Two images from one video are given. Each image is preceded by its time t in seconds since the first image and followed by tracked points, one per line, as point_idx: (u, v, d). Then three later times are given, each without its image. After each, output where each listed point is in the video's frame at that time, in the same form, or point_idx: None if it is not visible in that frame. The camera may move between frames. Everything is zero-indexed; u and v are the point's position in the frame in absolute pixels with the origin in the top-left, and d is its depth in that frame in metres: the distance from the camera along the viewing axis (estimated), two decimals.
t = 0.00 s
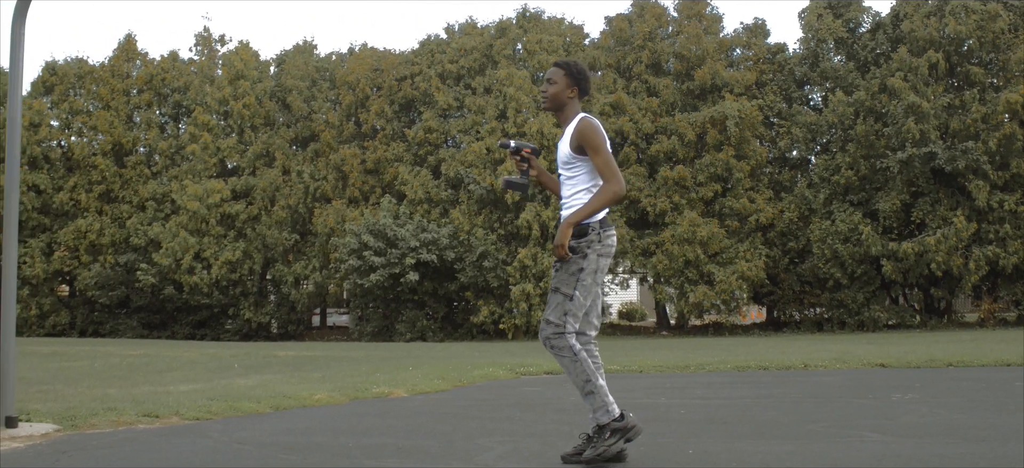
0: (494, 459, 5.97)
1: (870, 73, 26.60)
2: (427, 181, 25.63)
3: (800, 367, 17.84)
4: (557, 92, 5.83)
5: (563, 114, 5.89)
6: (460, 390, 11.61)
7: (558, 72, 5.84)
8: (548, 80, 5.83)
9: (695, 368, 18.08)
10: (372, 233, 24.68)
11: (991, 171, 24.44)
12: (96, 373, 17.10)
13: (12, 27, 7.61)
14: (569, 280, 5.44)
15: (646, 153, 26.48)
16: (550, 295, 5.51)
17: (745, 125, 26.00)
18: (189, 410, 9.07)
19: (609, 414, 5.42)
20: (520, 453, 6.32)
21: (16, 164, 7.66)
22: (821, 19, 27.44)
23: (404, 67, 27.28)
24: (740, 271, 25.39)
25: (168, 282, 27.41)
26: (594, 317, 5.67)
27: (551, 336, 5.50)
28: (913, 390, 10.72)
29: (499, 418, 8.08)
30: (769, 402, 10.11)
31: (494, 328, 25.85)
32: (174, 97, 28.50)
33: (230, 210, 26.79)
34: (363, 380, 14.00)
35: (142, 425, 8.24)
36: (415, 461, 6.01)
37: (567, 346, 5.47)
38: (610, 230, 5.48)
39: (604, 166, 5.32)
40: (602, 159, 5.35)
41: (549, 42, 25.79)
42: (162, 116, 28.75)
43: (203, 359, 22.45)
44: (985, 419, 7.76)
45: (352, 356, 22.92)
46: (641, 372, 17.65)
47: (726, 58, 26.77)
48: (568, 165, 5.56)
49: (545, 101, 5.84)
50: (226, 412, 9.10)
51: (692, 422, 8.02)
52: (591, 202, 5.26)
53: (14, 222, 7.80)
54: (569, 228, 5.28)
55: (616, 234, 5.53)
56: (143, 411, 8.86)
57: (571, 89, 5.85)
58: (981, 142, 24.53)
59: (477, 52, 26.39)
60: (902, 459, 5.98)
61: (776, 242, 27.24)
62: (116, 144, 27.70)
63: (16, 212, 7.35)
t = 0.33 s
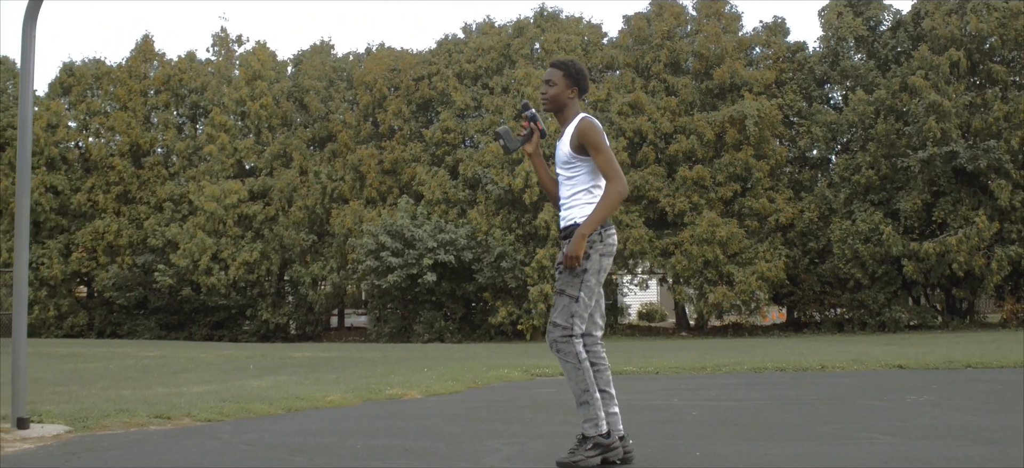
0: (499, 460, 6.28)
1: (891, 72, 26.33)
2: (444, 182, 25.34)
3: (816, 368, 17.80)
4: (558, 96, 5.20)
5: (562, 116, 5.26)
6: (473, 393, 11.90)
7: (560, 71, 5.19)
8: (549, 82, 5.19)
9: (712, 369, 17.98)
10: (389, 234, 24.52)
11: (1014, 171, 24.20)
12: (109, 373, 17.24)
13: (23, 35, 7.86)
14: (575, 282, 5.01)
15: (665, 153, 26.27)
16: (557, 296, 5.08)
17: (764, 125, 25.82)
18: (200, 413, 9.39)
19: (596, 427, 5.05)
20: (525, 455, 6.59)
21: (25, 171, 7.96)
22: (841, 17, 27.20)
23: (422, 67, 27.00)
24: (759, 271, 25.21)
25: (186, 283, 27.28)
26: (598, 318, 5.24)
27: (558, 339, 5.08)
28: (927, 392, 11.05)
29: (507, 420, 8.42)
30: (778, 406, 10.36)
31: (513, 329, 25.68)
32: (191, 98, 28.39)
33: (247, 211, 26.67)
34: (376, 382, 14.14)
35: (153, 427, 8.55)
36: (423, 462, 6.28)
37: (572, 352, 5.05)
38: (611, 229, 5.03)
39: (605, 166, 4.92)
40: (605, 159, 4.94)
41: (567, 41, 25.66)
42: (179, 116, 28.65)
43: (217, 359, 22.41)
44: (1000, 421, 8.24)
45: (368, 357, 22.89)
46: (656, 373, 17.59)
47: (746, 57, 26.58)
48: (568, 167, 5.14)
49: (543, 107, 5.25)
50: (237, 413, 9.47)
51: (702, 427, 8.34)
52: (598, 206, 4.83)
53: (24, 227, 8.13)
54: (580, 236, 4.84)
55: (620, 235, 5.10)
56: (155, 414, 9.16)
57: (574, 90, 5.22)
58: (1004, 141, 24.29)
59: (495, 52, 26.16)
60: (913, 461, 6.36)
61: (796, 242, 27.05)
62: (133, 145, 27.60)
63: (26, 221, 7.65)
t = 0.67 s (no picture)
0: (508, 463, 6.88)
1: (918, 70, 25.91)
2: (468, 182, 25.12)
3: (840, 371, 17.50)
4: (567, 100, 4.79)
5: (568, 120, 4.86)
6: (492, 395, 12.07)
7: (572, 73, 4.78)
8: (560, 83, 4.76)
9: (735, 371, 17.74)
10: (412, 235, 24.33)
11: None
12: (128, 374, 17.32)
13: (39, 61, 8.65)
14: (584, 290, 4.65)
15: (690, 153, 26.03)
16: (565, 306, 4.70)
17: (790, 124, 25.51)
18: (218, 416, 10.05)
19: (605, 439, 4.67)
20: (539, 458, 7.40)
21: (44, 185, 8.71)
22: (868, 14, 26.79)
23: (444, 66, 26.69)
24: (785, 272, 24.92)
25: (208, 285, 27.14)
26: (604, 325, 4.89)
27: (569, 349, 4.70)
28: (944, 397, 11.54)
29: (519, 424, 9.03)
30: (797, 409, 10.76)
31: (536, 330, 25.49)
32: (213, 98, 28.27)
33: (270, 212, 26.56)
34: (396, 384, 14.04)
35: (169, 430, 9.23)
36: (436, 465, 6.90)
37: (584, 362, 4.68)
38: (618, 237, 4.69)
39: (612, 176, 4.58)
40: (612, 168, 4.60)
41: (590, 40, 25.49)
42: (202, 117, 28.57)
43: (237, 361, 22.51)
44: (1015, 427, 9.15)
45: (389, 359, 22.90)
46: (679, 375, 17.36)
47: (771, 55, 26.25)
48: (574, 172, 4.74)
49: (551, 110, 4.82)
50: (253, 416, 10.09)
51: (722, 429, 9.02)
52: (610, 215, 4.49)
53: (41, 237, 8.87)
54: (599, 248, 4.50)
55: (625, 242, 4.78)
56: (172, 417, 9.81)
57: (584, 95, 4.82)
58: None
59: (518, 51, 25.95)
60: None
61: (822, 242, 26.72)
62: (155, 146, 27.54)
63: (39, 237, 8.30)
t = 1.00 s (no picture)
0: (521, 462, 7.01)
1: (948, 67, 25.46)
2: (489, 181, 24.79)
3: (863, 374, 17.14)
4: (579, 100, 4.87)
5: (575, 121, 4.95)
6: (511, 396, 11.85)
7: (587, 74, 4.87)
8: (578, 81, 4.84)
9: (757, 373, 17.40)
10: (434, 235, 24.05)
11: None
12: (146, 376, 17.12)
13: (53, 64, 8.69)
14: (592, 296, 4.74)
15: (714, 152, 25.70)
16: (573, 311, 4.77)
17: (816, 122, 25.12)
18: (233, 416, 10.02)
19: (615, 443, 4.78)
20: (551, 461, 7.49)
21: (58, 182, 8.68)
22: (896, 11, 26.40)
23: (466, 65, 26.40)
24: (811, 273, 24.57)
25: (228, 286, 26.91)
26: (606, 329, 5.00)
27: (579, 355, 4.79)
28: (964, 400, 11.47)
29: (532, 426, 9.11)
30: (821, 411, 10.68)
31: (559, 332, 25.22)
32: (233, 98, 28.08)
33: (290, 213, 26.39)
34: (413, 386, 13.81)
35: (185, 430, 9.21)
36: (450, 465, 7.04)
37: (594, 368, 4.78)
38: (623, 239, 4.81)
39: (618, 177, 4.69)
40: (619, 170, 4.71)
41: (613, 38, 25.28)
42: (221, 117, 28.41)
43: (255, 362, 22.37)
44: None
45: (409, 360, 22.70)
46: (701, 377, 17.05)
47: (797, 52, 25.89)
48: (581, 174, 4.84)
49: (563, 107, 4.89)
50: (269, 417, 10.08)
51: (737, 433, 9.06)
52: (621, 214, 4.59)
53: (54, 237, 8.83)
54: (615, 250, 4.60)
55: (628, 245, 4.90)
56: (186, 418, 9.79)
57: (595, 97, 4.93)
58: None
59: (540, 50, 25.65)
60: None
61: (849, 242, 26.28)
62: (175, 146, 27.37)
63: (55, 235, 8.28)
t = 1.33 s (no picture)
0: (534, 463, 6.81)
1: (976, 63, 25.01)
2: (509, 180, 24.45)
3: (887, 374, 16.82)
4: (589, 98, 4.85)
5: (580, 119, 4.92)
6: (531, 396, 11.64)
7: (599, 74, 4.87)
8: (591, 80, 4.83)
9: (778, 374, 17.06)
10: (454, 235, 23.81)
11: None
12: (161, 378, 16.89)
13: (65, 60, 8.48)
14: (602, 297, 4.73)
15: (738, 150, 25.35)
16: (584, 312, 4.75)
17: (841, 120, 24.73)
18: (248, 417, 9.82)
19: (625, 443, 4.79)
20: (564, 462, 7.29)
21: (71, 181, 8.46)
22: (921, 6, 26.02)
23: (486, 62, 26.10)
24: (836, 272, 24.20)
25: (247, 286, 26.67)
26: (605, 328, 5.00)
27: (590, 356, 4.77)
28: (988, 401, 11.26)
29: (547, 427, 8.89)
30: (839, 412, 10.45)
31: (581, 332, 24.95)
32: (252, 96, 27.90)
33: (310, 212, 26.20)
34: (430, 387, 13.55)
35: (199, 432, 9.01)
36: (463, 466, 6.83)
37: (606, 369, 4.77)
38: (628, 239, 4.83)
39: (629, 179, 4.69)
40: (628, 172, 4.71)
41: (635, 35, 25.12)
42: (240, 116, 28.21)
43: (272, 364, 22.16)
44: None
45: (428, 362, 22.44)
46: (722, 378, 16.73)
47: (821, 48, 25.52)
48: (588, 174, 4.81)
49: (573, 104, 4.85)
50: (284, 417, 9.88)
51: (754, 434, 8.86)
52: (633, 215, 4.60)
53: (67, 234, 8.62)
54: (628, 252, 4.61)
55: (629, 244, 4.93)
56: (200, 419, 9.59)
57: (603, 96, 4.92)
58: None
59: (561, 47, 25.35)
60: None
61: (875, 242, 25.87)
62: (193, 145, 27.20)
63: (68, 233, 8.07)
